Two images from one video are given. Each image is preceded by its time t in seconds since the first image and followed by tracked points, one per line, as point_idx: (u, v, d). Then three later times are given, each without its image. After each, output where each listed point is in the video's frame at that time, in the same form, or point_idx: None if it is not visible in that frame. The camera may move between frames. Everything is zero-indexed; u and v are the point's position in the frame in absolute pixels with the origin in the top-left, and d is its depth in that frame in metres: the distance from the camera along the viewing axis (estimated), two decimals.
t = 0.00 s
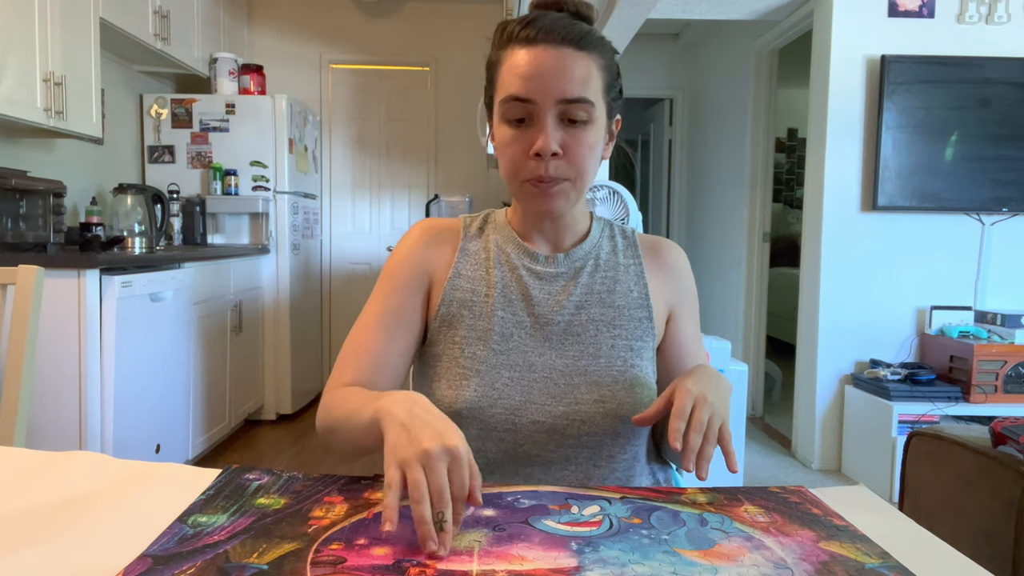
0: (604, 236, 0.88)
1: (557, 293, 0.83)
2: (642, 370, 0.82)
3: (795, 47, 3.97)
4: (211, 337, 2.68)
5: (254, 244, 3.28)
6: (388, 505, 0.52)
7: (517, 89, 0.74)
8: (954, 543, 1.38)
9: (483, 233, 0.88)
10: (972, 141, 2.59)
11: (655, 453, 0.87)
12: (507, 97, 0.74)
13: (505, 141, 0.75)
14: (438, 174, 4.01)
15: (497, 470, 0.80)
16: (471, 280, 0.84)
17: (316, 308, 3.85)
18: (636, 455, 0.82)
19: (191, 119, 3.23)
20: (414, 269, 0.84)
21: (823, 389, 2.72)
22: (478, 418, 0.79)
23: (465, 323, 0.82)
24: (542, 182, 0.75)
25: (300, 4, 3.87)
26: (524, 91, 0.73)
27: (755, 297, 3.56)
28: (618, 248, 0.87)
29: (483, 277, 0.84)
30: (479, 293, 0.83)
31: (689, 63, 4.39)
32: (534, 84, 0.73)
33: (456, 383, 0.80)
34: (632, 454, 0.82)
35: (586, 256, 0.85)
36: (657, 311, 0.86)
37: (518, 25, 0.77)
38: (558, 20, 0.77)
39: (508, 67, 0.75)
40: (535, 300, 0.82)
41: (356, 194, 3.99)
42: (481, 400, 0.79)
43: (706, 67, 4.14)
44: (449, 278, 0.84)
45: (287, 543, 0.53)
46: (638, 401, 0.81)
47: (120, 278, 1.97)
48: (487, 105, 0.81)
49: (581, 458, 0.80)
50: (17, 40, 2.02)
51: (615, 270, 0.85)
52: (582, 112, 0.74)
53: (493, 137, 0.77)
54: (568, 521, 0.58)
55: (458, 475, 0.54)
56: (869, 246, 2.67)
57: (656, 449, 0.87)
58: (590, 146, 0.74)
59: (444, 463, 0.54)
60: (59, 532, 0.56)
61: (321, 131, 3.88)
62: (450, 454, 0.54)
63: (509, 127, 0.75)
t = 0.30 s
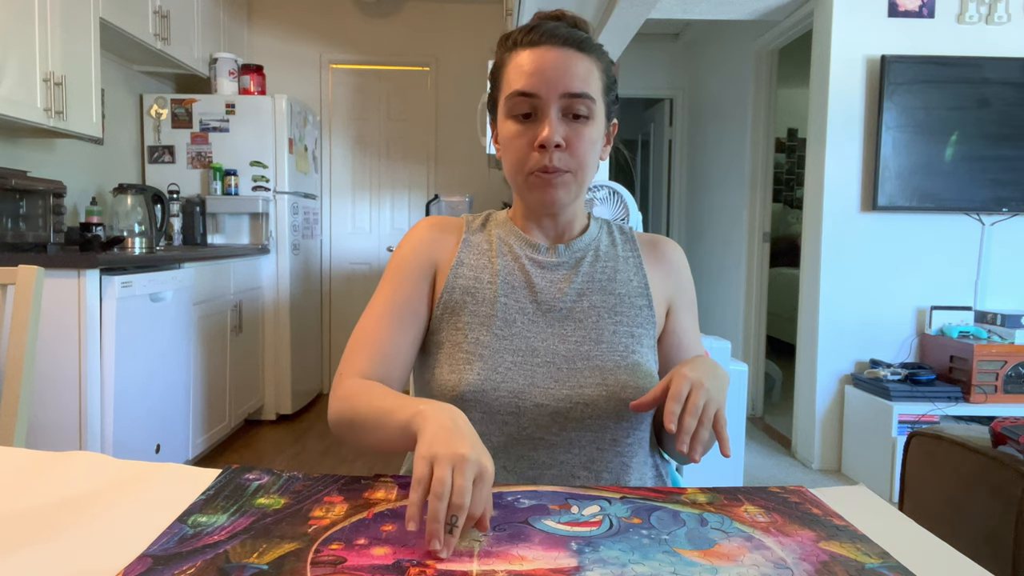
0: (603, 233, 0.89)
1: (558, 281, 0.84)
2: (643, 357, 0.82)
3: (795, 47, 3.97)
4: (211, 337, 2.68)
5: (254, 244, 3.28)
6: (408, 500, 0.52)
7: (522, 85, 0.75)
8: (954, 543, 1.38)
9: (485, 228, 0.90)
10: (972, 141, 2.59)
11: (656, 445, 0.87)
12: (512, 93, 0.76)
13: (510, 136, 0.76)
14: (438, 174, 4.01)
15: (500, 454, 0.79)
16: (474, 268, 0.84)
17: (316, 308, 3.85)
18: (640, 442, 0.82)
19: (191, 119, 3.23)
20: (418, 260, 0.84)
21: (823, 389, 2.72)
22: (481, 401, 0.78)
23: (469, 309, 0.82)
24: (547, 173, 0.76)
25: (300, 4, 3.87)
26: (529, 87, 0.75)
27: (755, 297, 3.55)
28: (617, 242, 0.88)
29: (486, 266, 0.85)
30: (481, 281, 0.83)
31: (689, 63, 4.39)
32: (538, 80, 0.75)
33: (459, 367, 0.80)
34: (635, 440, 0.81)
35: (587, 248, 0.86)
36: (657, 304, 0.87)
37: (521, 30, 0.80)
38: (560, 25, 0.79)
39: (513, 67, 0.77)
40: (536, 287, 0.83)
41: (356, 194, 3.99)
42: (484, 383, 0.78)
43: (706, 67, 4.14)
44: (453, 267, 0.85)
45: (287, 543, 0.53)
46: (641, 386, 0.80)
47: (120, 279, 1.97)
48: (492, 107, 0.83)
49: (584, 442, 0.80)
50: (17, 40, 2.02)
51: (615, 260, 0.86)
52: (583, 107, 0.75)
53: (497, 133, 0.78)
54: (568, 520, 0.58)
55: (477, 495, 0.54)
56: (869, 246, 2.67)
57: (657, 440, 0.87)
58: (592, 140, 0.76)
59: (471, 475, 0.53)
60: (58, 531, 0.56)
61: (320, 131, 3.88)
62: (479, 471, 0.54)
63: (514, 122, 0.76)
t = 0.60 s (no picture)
0: (600, 234, 0.89)
1: (558, 273, 0.84)
2: (641, 348, 0.82)
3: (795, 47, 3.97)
4: (211, 337, 2.68)
5: (254, 244, 3.28)
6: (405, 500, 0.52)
7: (528, 83, 0.78)
8: (954, 543, 1.38)
9: (486, 227, 0.90)
10: (972, 141, 2.59)
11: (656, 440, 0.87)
12: (519, 90, 0.79)
13: (515, 131, 0.79)
14: (438, 174, 4.01)
15: (500, 442, 0.79)
16: (474, 262, 0.85)
17: (316, 309, 3.85)
18: (640, 432, 0.81)
19: (191, 119, 3.23)
20: (421, 256, 0.85)
21: (823, 389, 2.72)
22: (480, 388, 0.78)
23: (469, 298, 0.82)
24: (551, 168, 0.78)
25: (300, 5, 3.87)
26: (535, 85, 0.78)
27: (756, 297, 3.55)
28: (615, 241, 0.89)
29: (486, 260, 0.85)
30: (482, 272, 0.83)
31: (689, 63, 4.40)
32: (544, 78, 0.78)
33: (458, 353, 0.79)
34: (636, 429, 0.81)
35: (585, 244, 0.87)
36: (654, 300, 0.87)
37: (525, 38, 0.83)
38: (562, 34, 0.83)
39: (519, 69, 0.80)
40: (536, 278, 0.83)
41: (356, 194, 3.99)
42: (484, 369, 0.78)
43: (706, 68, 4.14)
44: (454, 261, 0.85)
45: (287, 543, 0.53)
46: (640, 372, 0.80)
47: (120, 278, 1.97)
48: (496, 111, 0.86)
49: (584, 429, 0.79)
50: (17, 40, 2.03)
51: (613, 256, 0.87)
52: (585, 105, 0.78)
53: (503, 129, 0.80)
54: (568, 520, 0.58)
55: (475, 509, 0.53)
56: (869, 246, 2.67)
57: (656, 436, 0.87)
58: (593, 136, 0.78)
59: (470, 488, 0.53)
60: (57, 532, 0.56)
61: (320, 131, 3.88)
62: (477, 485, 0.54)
63: (520, 118, 0.78)
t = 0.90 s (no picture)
0: (597, 239, 0.89)
1: (554, 273, 0.84)
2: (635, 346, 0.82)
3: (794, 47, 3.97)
4: (211, 337, 2.68)
5: (254, 244, 3.28)
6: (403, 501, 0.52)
7: (530, 95, 0.78)
8: (955, 544, 1.38)
9: (484, 233, 0.90)
10: (973, 141, 2.59)
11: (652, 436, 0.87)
12: (521, 102, 0.78)
13: (516, 144, 0.78)
14: (438, 174, 4.01)
15: (495, 434, 0.79)
16: (472, 264, 0.85)
17: (316, 309, 3.85)
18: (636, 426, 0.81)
19: (191, 119, 3.23)
20: (422, 258, 0.85)
21: (823, 390, 2.72)
22: (476, 380, 0.78)
23: (465, 297, 0.82)
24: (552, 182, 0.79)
25: (300, 5, 3.87)
26: (536, 97, 0.77)
27: (756, 297, 3.55)
28: (610, 244, 0.89)
29: (484, 261, 0.85)
30: (479, 272, 0.84)
31: (689, 63, 4.40)
32: (547, 91, 0.77)
33: (455, 347, 0.80)
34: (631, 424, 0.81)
35: (581, 246, 0.86)
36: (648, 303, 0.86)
37: (526, 46, 0.82)
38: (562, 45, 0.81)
39: (521, 79, 0.79)
40: (532, 277, 0.83)
41: (356, 194, 3.99)
42: (479, 363, 0.78)
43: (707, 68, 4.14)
44: (453, 262, 0.85)
45: (287, 543, 0.53)
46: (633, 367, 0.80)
47: (120, 278, 1.97)
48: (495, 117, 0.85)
49: (579, 422, 0.79)
50: (17, 40, 2.02)
51: (609, 257, 0.87)
52: (586, 119, 0.78)
53: (503, 139, 0.80)
54: (568, 521, 0.58)
55: (473, 511, 0.53)
56: (869, 246, 2.67)
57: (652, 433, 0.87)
58: (593, 151, 0.79)
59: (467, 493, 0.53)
60: (58, 532, 0.56)
61: (320, 131, 3.88)
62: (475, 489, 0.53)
63: (522, 130, 0.78)
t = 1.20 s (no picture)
0: (594, 243, 0.89)
1: (547, 279, 0.85)
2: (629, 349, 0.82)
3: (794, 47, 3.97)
4: (211, 337, 2.68)
5: (254, 244, 3.28)
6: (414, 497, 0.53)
7: (518, 123, 0.77)
8: (954, 544, 1.38)
9: (479, 243, 0.90)
10: (973, 141, 2.58)
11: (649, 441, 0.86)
12: (508, 130, 0.78)
13: (507, 170, 0.79)
14: (438, 175, 4.01)
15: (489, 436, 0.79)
16: (467, 271, 0.85)
17: (316, 309, 3.85)
18: (630, 426, 0.81)
19: (191, 119, 3.23)
20: (419, 264, 0.86)
21: (823, 389, 2.72)
22: (468, 384, 0.79)
23: (460, 304, 0.83)
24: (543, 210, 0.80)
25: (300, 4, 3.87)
26: (525, 125, 0.77)
27: (756, 297, 3.55)
28: (606, 248, 0.89)
29: (479, 268, 0.86)
30: (473, 279, 0.85)
31: (689, 63, 4.40)
32: (536, 118, 0.77)
33: (448, 352, 0.80)
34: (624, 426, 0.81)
35: (575, 253, 0.87)
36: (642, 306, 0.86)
37: (516, 66, 0.81)
38: (550, 66, 0.80)
39: (509, 103, 0.78)
40: (525, 283, 0.84)
41: (356, 194, 3.99)
42: (471, 367, 0.79)
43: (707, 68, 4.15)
44: (449, 269, 0.86)
45: (288, 543, 0.53)
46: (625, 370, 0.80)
47: (120, 278, 1.97)
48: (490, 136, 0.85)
49: (570, 423, 0.79)
50: (17, 40, 2.02)
51: (603, 263, 0.87)
52: (577, 144, 0.78)
53: (494, 164, 0.81)
54: (568, 520, 0.58)
55: (476, 513, 0.54)
56: (869, 246, 2.67)
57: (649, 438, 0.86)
58: (584, 174, 0.79)
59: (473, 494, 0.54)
60: (58, 531, 0.56)
61: (320, 131, 3.88)
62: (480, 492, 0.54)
63: (511, 156, 0.78)
